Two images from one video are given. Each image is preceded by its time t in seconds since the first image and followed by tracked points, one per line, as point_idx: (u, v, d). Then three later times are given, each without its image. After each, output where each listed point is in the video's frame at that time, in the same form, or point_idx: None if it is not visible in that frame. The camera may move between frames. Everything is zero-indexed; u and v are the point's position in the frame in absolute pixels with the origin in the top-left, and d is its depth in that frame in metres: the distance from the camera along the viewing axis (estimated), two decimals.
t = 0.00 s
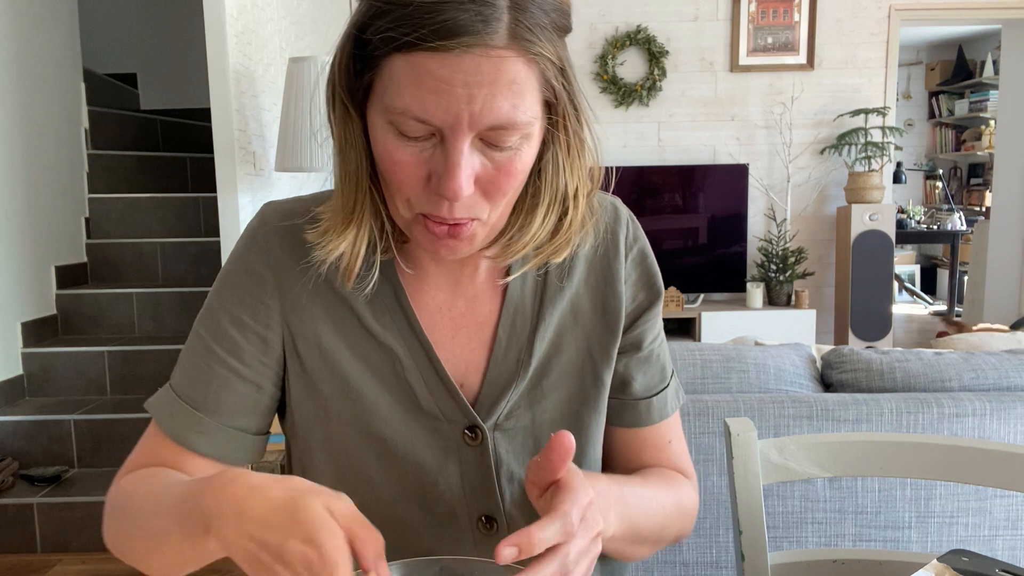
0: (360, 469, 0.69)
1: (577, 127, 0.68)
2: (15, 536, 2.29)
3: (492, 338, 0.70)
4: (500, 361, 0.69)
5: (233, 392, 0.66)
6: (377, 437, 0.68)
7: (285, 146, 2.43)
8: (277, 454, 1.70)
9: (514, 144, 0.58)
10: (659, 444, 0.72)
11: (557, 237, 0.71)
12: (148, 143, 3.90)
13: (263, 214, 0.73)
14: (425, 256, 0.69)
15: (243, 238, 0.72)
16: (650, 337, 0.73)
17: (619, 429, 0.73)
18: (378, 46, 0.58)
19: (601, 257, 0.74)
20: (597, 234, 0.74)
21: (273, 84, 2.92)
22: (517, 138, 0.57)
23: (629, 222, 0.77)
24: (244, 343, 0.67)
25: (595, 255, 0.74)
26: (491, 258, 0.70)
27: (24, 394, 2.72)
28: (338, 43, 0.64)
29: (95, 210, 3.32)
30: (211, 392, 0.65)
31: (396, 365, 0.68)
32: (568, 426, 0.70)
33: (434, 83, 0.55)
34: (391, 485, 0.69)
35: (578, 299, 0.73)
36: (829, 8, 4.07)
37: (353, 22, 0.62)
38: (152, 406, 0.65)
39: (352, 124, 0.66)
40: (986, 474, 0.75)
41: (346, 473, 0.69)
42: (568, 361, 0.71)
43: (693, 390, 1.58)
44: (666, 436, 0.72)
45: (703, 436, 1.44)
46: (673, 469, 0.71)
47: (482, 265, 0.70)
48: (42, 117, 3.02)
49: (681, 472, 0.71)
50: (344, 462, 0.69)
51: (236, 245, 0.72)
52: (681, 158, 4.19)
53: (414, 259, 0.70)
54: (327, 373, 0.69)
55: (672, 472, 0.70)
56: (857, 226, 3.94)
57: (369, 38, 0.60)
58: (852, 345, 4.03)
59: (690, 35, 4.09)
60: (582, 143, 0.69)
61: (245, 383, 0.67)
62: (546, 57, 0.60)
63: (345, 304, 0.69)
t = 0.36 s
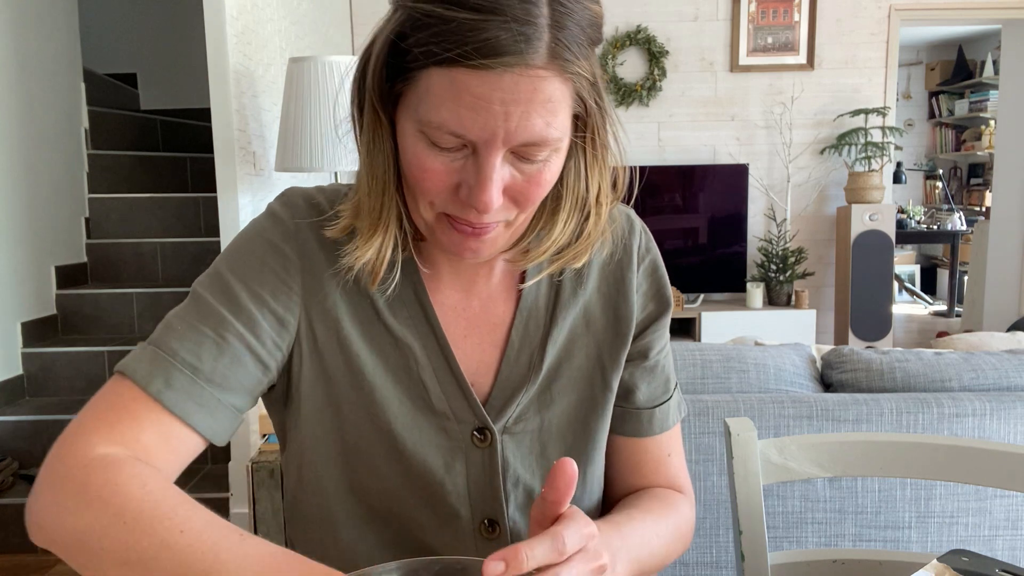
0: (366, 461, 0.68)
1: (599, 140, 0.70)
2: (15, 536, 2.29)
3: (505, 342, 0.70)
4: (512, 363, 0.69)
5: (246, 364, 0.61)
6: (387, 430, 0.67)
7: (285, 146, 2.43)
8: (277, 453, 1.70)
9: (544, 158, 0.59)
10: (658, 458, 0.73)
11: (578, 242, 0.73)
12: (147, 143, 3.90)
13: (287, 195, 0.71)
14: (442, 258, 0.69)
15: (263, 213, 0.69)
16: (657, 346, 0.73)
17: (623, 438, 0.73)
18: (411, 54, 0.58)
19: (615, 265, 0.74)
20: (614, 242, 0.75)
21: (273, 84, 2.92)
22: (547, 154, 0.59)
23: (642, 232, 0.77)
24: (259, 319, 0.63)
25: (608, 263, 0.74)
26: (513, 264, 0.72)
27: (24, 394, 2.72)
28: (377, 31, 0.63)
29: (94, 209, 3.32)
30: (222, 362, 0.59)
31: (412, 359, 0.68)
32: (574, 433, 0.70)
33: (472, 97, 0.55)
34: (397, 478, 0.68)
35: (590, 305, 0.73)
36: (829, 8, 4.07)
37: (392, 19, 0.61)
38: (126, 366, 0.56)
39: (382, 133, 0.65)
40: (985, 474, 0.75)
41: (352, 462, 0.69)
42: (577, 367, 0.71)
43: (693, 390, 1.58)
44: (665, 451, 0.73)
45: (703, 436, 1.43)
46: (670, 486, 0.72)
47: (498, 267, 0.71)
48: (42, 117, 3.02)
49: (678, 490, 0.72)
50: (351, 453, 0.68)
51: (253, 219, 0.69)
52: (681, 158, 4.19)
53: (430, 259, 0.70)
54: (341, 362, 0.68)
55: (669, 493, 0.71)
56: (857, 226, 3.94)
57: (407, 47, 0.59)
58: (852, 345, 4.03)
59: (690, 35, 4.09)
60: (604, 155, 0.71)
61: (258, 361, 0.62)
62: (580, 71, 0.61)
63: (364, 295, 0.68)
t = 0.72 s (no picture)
0: (374, 456, 0.68)
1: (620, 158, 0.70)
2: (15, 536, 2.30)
3: (517, 345, 0.70)
4: (523, 365, 0.69)
5: (249, 357, 0.60)
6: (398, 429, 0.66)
7: (285, 146, 2.43)
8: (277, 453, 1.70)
9: (567, 177, 0.59)
10: (662, 463, 0.73)
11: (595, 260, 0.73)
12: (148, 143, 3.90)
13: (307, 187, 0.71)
14: (459, 261, 0.69)
15: (278, 204, 0.69)
16: (666, 353, 0.73)
17: (628, 444, 0.73)
18: (448, 60, 0.57)
19: (627, 273, 0.74)
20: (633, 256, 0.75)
21: (273, 84, 2.92)
22: (571, 172, 0.59)
23: (654, 242, 0.78)
24: (267, 311, 0.62)
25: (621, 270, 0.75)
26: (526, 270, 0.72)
27: (24, 394, 2.72)
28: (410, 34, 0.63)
29: (94, 209, 3.32)
30: (223, 347, 0.58)
31: (424, 358, 0.68)
32: (582, 436, 0.70)
33: (506, 113, 0.54)
34: (406, 473, 0.68)
35: (601, 310, 0.73)
36: (829, 8, 4.07)
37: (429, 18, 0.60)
38: (122, 343, 0.55)
39: (411, 138, 0.64)
40: (984, 474, 0.75)
41: (360, 458, 0.68)
42: (587, 370, 0.71)
43: (693, 390, 1.58)
44: (668, 457, 0.73)
45: (703, 436, 1.43)
46: (672, 493, 0.72)
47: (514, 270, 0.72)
48: (42, 117, 3.01)
49: (681, 498, 0.72)
50: (359, 448, 0.68)
51: (268, 209, 0.68)
52: (681, 158, 4.19)
53: (445, 260, 0.70)
54: (352, 357, 0.67)
55: (672, 500, 0.71)
56: (857, 226, 3.94)
57: (446, 51, 0.57)
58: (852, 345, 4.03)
59: (690, 35, 4.09)
60: (628, 172, 0.71)
61: (259, 351, 0.61)
62: (612, 93, 0.61)
63: (379, 292, 0.68)
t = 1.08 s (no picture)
0: (370, 458, 0.67)
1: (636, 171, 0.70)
2: (15, 536, 2.30)
3: (518, 347, 0.70)
4: (523, 366, 0.69)
5: (241, 359, 0.61)
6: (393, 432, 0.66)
7: (285, 146, 2.42)
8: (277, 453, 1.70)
9: (578, 186, 0.60)
10: (662, 469, 0.73)
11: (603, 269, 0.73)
12: (147, 143, 3.90)
13: (307, 188, 0.70)
14: (465, 263, 0.69)
15: (275, 208, 0.68)
16: (667, 358, 0.73)
17: (628, 448, 0.74)
18: (469, 65, 0.56)
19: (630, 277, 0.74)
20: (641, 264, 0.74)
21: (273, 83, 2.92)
22: (582, 180, 0.59)
23: (658, 246, 0.77)
24: (261, 316, 0.62)
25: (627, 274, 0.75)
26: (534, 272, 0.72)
27: (24, 394, 2.72)
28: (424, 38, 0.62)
29: (94, 209, 3.32)
30: (215, 354, 0.59)
31: (421, 360, 0.68)
32: (582, 440, 0.70)
33: (521, 119, 0.54)
34: (406, 475, 0.68)
35: (603, 313, 0.73)
36: (829, 8, 4.07)
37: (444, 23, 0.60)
38: (127, 346, 0.57)
39: (425, 142, 0.63)
40: (984, 474, 0.75)
41: (358, 460, 0.68)
42: (587, 372, 0.71)
43: (693, 390, 1.58)
44: (668, 464, 0.73)
45: (703, 436, 1.44)
46: (673, 499, 0.73)
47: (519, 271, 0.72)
48: (42, 116, 3.01)
49: (680, 504, 0.72)
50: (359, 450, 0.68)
51: (265, 213, 0.68)
52: (681, 158, 4.19)
53: (451, 262, 0.70)
54: (347, 360, 0.67)
55: (672, 505, 0.71)
56: (857, 226, 3.94)
57: (462, 57, 0.57)
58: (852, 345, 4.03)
59: (690, 35, 4.09)
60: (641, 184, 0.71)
61: (253, 354, 0.62)
62: (627, 105, 0.61)
63: (376, 294, 0.68)
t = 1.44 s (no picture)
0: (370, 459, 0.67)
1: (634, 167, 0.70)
2: (15, 536, 2.30)
3: (516, 345, 0.70)
4: (521, 366, 0.69)
5: (234, 357, 0.61)
6: (392, 432, 0.66)
7: (286, 145, 2.42)
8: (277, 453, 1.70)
9: (576, 182, 0.60)
10: (660, 466, 0.73)
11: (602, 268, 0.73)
12: (147, 144, 3.90)
13: (305, 189, 0.71)
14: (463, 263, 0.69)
15: (271, 209, 0.69)
16: (663, 354, 0.73)
17: (626, 444, 0.74)
18: (469, 56, 0.56)
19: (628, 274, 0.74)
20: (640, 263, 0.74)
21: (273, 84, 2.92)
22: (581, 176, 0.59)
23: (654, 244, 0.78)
24: (254, 316, 0.63)
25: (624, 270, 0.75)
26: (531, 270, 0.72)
27: (24, 395, 2.72)
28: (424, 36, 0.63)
29: (94, 209, 3.32)
30: (209, 353, 0.59)
31: (418, 359, 0.67)
32: (581, 437, 0.70)
33: (521, 112, 0.54)
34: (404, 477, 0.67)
35: (601, 310, 0.73)
36: (829, 8, 4.07)
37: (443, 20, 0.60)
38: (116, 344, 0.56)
39: (425, 134, 0.63)
40: (985, 474, 0.75)
41: (357, 460, 0.68)
42: (586, 370, 0.71)
43: (693, 390, 1.58)
44: (665, 460, 0.74)
45: (703, 436, 1.44)
46: (669, 495, 0.72)
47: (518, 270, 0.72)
48: (42, 116, 3.02)
49: (678, 501, 0.72)
50: (357, 451, 0.68)
51: (261, 214, 0.68)
52: (681, 159, 4.19)
53: (449, 260, 0.69)
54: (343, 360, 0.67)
55: (670, 502, 0.71)
56: (857, 226, 3.94)
57: (462, 50, 0.57)
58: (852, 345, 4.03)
59: (690, 35, 4.09)
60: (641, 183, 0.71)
61: (246, 354, 0.62)
62: (626, 100, 0.61)
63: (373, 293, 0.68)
